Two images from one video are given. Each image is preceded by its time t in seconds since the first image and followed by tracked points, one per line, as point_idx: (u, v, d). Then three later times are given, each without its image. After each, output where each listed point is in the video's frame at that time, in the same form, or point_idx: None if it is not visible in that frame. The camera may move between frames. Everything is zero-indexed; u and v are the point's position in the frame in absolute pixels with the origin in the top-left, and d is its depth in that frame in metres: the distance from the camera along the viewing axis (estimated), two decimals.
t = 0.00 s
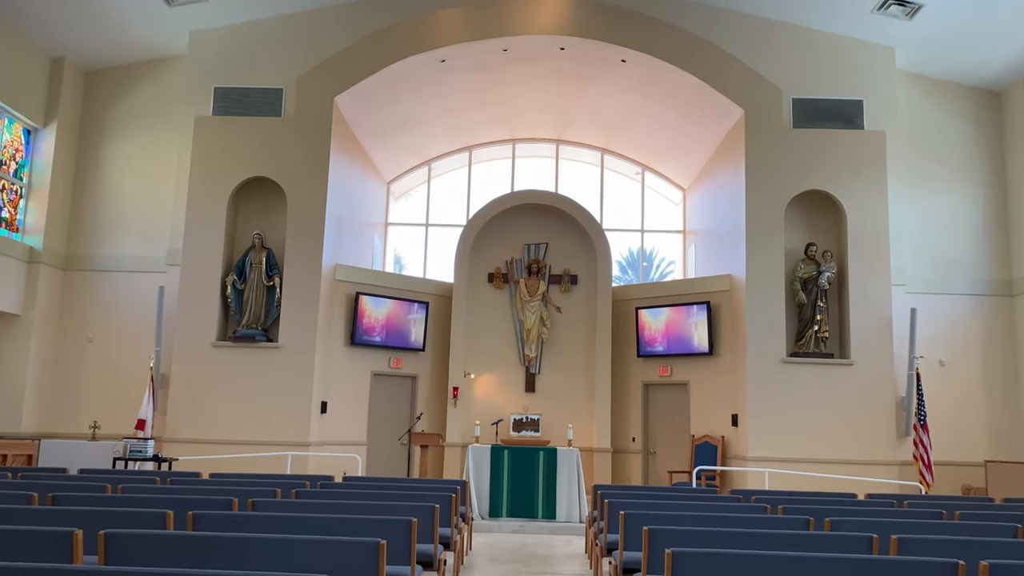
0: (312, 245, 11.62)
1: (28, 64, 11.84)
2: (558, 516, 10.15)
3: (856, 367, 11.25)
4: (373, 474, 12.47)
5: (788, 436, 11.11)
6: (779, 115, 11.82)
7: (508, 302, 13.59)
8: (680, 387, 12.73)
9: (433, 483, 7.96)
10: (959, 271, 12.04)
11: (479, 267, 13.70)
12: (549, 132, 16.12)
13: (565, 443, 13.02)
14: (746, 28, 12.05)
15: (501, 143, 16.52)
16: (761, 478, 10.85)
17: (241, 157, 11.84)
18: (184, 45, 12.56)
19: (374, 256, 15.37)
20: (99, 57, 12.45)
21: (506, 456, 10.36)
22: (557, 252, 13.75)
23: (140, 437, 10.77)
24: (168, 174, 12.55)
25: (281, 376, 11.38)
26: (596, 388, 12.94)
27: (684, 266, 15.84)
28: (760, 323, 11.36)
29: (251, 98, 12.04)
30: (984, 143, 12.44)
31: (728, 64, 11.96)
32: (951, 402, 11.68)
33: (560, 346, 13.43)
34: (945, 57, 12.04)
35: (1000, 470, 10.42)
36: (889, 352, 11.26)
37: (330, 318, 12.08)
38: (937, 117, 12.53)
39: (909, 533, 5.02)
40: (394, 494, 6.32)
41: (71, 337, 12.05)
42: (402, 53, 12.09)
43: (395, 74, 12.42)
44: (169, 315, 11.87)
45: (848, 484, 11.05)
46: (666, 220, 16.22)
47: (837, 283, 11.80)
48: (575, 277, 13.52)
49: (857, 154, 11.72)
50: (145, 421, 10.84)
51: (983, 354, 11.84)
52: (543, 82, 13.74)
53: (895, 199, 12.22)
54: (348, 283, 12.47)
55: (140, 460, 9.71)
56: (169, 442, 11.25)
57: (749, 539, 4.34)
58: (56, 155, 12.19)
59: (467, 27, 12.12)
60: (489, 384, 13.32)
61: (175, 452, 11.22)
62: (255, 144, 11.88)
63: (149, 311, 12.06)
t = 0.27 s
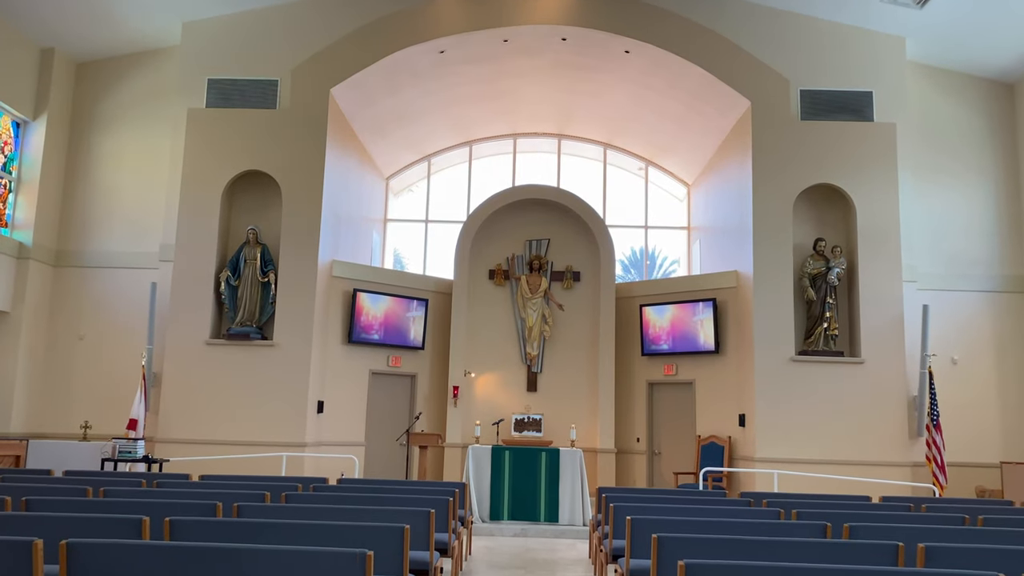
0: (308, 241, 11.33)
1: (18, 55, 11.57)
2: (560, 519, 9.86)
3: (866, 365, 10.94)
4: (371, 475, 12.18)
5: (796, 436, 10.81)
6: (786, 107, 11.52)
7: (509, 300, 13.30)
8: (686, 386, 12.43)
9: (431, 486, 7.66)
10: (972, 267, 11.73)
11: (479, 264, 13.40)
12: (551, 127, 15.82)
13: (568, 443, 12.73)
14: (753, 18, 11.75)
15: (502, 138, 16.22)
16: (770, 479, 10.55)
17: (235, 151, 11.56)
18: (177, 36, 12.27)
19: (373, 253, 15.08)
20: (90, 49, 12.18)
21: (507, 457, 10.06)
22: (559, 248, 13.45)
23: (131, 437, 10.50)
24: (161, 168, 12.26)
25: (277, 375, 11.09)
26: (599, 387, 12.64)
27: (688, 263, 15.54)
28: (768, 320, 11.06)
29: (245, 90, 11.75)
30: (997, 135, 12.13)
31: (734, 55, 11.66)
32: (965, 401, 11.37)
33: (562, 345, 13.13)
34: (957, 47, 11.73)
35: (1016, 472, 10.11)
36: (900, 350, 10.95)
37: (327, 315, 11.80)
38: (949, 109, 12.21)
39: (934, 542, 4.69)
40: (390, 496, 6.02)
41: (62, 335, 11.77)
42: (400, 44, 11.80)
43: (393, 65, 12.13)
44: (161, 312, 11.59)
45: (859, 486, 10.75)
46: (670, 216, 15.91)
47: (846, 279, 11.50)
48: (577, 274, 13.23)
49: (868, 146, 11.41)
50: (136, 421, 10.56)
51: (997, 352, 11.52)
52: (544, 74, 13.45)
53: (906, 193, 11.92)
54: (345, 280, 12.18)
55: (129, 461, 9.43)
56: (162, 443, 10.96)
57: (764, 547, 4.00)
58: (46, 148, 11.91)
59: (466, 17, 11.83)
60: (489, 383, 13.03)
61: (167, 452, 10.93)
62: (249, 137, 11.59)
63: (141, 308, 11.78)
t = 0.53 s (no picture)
0: (304, 236, 11.03)
1: (5, 45, 11.25)
2: (563, 523, 9.56)
3: (877, 364, 10.64)
4: (369, 476, 11.88)
5: (806, 437, 10.51)
6: (795, 99, 11.21)
7: (510, 297, 12.98)
8: (691, 385, 12.13)
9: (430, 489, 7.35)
10: (985, 263, 11.43)
11: (479, 261, 13.09)
12: (552, 121, 15.52)
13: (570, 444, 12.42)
14: (760, 7, 11.43)
15: (502, 133, 15.91)
16: (778, 481, 10.25)
17: (229, 144, 11.25)
18: (169, 26, 11.96)
19: (370, 250, 14.77)
20: (80, 39, 11.86)
21: (508, 458, 9.75)
22: (562, 244, 13.14)
23: (121, 438, 10.19)
24: (153, 161, 11.95)
25: (271, 374, 10.78)
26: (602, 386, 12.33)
27: (692, 260, 15.24)
28: (776, 318, 10.75)
29: (239, 81, 11.44)
30: (1010, 129, 11.83)
31: (742, 45, 11.35)
32: (978, 401, 11.07)
33: (564, 343, 12.82)
34: (970, 38, 11.42)
35: None
36: (912, 349, 10.65)
37: (323, 313, 11.49)
38: (961, 101, 11.90)
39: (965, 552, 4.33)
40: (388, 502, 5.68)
41: (50, 333, 11.46)
42: (398, 34, 11.49)
43: (391, 56, 11.82)
44: (153, 309, 11.28)
45: (870, 488, 10.44)
46: (674, 212, 15.61)
47: (856, 276, 11.19)
48: (580, 270, 12.91)
49: (879, 139, 11.11)
50: (126, 422, 10.25)
51: (1011, 351, 11.21)
52: (546, 66, 13.14)
53: (917, 188, 11.61)
54: (342, 276, 11.88)
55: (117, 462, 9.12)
56: (153, 444, 10.66)
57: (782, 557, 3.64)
58: (35, 141, 11.59)
59: (466, 6, 11.52)
60: (490, 382, 12.73)
61: (158, 453, 10.62)
62: (243, 130, 11.28)
63: (132, 305, 11.47)
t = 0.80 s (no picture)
0: (299, 230, 10.70)
1: None
2: (566, 527, 9.23)
3: (890, 363, 10.31)
4: (366, 478, 11.55)
5: (816, 439, 10.19)
6: (806, 90, 10.89)
7: (511, 294, 12.65)
8: (697, 385, 11.81)
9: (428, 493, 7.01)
10: (1001, 260, 11.10)
11: (480, 257, 12.76)
12: (554, 115, 15.19)
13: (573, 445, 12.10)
14: None
15: (504, 127, 15.58)
16: (788, 484, 9.92)
17: (221, 136, 10.92)
18: (161, 16, 11.63)
19: (368, 246, 14.44)
20: (70, 29, 11.53)
21: (509, 460, 9.42)
22: (564, 240, 12.80)
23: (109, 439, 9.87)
24: (144, 155, 11.62)
25: (265, 373, 10.45)
26: (606, 386, 12.01)
27: (697, 257, 14.91)
28: (786, 316, 10.43)
29: (233, 72, 11.11)
30: None
31: (750, 35, 11.02)
32: (993, 401, 10.74)
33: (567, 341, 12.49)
34: (986, 28, 11.09)
35: None
36: (926, 347, 10.32)
37: (318, 310, 11.16)
38: (975, 93, 11.56)
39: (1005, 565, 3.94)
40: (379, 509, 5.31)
41: (38, 330, 11.13)
42: (396, 23, 11.16)
43: (389, 46, 11.49)
44: (143, 306, 10.97)
45: (883, 491, 10.12)
46: (678, 208, 15.28)
47: (868, 272, 10.86)
48: (583, 267, 12.58)
49: (892, 131, 10.77)
50: (115, 422, 9.93)
51: None
52: (548, 57, 12.81)
53: (931, 182, 11.28)
54: (338, 273, 11.55)
55: (103, 464, 8.83)
56: (143, 445, 10.33)
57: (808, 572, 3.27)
58: (22, 133, 11.26)
59: None
60: (490, 382, 12.40)
61: (148, 455, 10.30)
62: (237, 121, 10.95)
63: (122, 302, 11.14)
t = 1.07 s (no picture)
0: (294, 225, 10.37)
1: None
2: (570, 532, 8.93)
3: (904, 362, 9.97)
4: (363, 480, 11.22)
5: (827, 440, 9.88)
6: (816, 80, 10.56)
7: (513, 291, 12.32)
8: (704, 384, 11.48)
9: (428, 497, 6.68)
10: (1018, 255, 10.76)
11: (480, 253, 12.42)
12: (556, 109, 14.87)
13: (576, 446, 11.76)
14: None
15: (504, 121, 15.26)
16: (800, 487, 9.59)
17: (214, 127, 10.60)
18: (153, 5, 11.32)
19: (366, 243, 14.11)
20: (58, 19, 11.22)
21: (510, 462, 9.07)
22: (567, 236, 12.46)
23: (98, 440, 9.54)
24: (135, 148, 11.30)
25: (258, 372, 10.12)
26: (610, 385, 11.68)
27: (703, 254, 14.58)
28: (796, 313, 10.10)
29: (226, 62, 10.79)
30: None
31: (758, 24, 10.70)
32: (1011, 401, 10.40)
33: (570, 340, 12.16)
34: (1001, 16, 10.76)
35: None
36: (942, 345, 9.99)
37: (314, 307, 10.83)
38: (990, 84, 11.24)
39: None
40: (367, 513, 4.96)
41: (26, 328, 10.80)
42: (394, 11, 10.85)
43: (386, 35, 11.18)
44: (133, 303, 10.68)
45: (897, 494, 9.79)
46: (683, 204, 14.95)
47: (881, 268, 10.53)
48: (586, 264, 12.25)
49: (905, 123, 10.44)
50: (103, 423, 9.61)
51: None
52: (550, 48, 12.50)
53: (945, 175, 10.95)
54: (335, 269, 11.22)
55: (89, 467, 8.46)
56: (132, 446, 10.01)
57: None
58: (9, 126, 10.94)
59: None
60: (491, 382, 12.07)
61: (138, 457, 9.98)
62: (229, 113, 10.63)
63: (112, 299, 10.82)
